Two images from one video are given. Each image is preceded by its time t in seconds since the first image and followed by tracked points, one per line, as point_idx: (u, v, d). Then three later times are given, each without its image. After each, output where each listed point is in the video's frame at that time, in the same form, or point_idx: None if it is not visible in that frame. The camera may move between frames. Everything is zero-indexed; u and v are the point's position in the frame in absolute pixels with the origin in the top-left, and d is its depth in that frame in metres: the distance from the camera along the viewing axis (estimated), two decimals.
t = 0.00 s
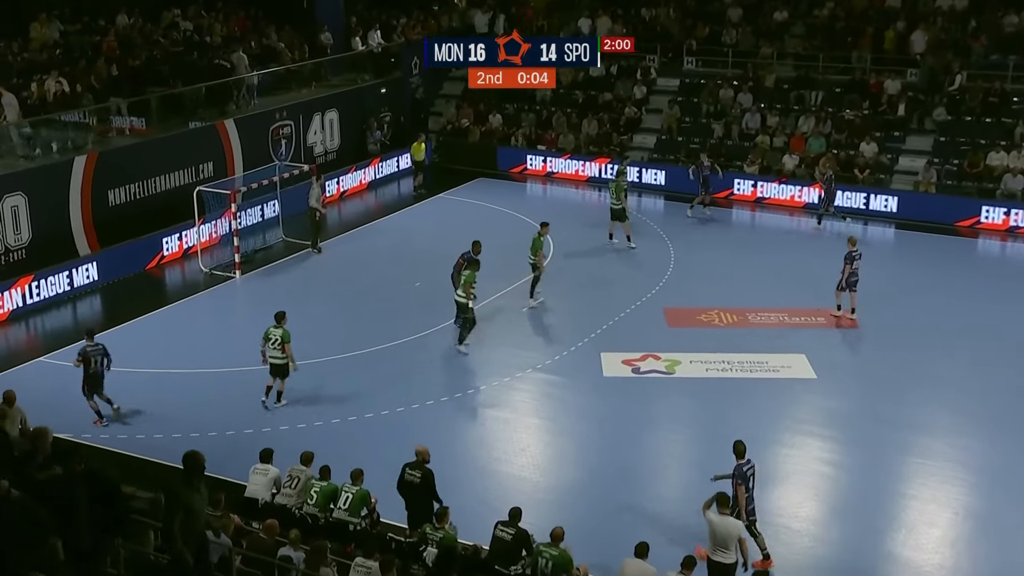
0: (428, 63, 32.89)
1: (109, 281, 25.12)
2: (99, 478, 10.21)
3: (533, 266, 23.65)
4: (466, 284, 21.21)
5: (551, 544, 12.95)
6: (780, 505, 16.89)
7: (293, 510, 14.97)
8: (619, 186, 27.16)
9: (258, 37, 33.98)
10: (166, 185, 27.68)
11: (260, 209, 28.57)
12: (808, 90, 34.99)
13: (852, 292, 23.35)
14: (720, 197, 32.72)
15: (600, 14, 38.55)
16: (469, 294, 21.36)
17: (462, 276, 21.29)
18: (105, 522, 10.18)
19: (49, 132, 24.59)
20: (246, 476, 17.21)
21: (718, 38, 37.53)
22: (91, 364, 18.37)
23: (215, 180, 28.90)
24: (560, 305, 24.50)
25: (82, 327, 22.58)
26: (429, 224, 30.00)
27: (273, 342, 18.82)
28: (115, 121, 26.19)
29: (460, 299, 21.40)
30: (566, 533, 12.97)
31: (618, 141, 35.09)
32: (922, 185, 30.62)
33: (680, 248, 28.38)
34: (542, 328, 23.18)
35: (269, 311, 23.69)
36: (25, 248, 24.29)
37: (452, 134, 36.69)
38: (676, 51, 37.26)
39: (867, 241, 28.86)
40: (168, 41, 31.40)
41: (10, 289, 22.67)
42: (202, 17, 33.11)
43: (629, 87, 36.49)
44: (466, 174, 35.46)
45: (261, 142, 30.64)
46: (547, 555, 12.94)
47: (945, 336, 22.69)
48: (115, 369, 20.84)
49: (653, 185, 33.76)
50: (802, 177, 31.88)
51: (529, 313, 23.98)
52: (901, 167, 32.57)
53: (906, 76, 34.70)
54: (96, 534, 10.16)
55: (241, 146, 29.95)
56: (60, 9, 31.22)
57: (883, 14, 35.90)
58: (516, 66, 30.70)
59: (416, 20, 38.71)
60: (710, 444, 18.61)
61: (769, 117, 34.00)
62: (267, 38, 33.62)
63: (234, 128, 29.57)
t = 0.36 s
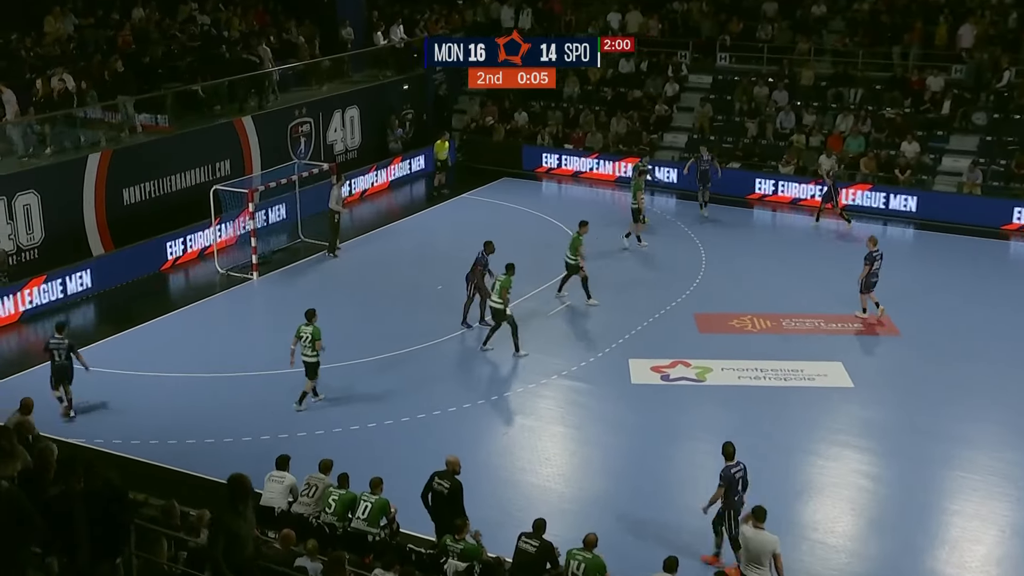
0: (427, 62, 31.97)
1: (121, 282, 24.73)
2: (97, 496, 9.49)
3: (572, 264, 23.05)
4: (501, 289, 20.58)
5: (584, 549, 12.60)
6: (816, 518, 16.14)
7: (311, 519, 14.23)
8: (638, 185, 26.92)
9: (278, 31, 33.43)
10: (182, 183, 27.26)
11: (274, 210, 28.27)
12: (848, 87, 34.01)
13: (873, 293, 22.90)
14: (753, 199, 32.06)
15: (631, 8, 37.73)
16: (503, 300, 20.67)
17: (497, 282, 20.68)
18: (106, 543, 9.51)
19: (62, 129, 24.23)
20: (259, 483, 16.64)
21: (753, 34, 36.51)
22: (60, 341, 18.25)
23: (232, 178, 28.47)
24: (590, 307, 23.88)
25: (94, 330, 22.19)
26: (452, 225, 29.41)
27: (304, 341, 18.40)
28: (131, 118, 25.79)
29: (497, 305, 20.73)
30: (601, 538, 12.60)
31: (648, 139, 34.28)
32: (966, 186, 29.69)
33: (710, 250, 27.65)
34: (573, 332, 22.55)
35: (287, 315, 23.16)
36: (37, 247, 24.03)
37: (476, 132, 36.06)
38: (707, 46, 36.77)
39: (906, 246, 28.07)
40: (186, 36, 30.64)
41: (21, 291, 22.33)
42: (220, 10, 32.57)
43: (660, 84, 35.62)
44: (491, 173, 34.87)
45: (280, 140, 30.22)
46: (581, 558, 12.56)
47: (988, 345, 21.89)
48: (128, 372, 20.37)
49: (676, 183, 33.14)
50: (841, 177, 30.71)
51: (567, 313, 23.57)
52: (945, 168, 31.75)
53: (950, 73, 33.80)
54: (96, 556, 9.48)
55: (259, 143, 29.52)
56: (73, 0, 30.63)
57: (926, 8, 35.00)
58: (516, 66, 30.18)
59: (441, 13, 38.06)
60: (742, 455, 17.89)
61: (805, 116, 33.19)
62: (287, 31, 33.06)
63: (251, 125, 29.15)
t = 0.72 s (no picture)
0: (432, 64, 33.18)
1: (139, 282, 24.51)
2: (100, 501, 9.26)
3: (606, 266, 22.92)
4: (537, 293, 20.25)
5: (613, 553, 12.29)
6: (850, 529, 15.63)
7: (331, 526, 13.72)
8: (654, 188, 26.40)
9: (301, 28, 33.14)
10: (202, 182, 27.02)
11: (293, 210, 27.99)
12: (883, 86, 33.47)
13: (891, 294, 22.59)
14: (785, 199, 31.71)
15: (660, 5, 37.18)
16: (537, 301, 20.38)
17: (534, 284, 20.31)
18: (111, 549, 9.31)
19: (77, 127, 24.04)
20: (277, 489, 16.28)
21: (785, 31, 35.87)
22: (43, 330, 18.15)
23: (252, 177, 28.21)
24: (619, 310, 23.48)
25: (112, 331, 21.98)
26: (476, 226, 29.05)
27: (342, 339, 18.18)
28: (148, 115, 25.56)
29: (530, 307, 20.43)
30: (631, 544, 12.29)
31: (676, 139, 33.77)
32: (1007, 189, 29.14)
33: (739, 253, 27.14)
34: (596, 337, 22.08)
35: (307, 317, 22.85)
36: (55, 247, 23.85)
37: (501, 131, 35.66)
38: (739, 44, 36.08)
39: (941, 250, 27.50)
40: (208, 33, 30.13)
41: (38, 292, 22.18)
42: (242, 7, 32.30)
43: (689, 83, 35.05)
44: (516, 173, 34.49)
45: (301, 139, 29.95)
46: (609, 561, 12.27)
47: None
48: (145, 374, 20.11)
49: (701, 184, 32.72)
50: (876, 180, 30.41)
51: (590, 316, 23.15)
52: (984, 170, 31.14)
53: (990, 71, 33.14)
54: (100, 558, 9.32)
55: (280, 142, 29.26)
56: None
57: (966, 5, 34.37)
58: (516, 66, 30.32)
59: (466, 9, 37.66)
60: (773, 463, 17.39)
61: (838, 115, 32.58)
62: (310, 28, 32.75)
63: (272, 124, 28.90)
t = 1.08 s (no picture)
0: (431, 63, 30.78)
1: (169, 281, 24.69)
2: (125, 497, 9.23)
3: (637, 266, 22.82)
4: (566, 293, 20.25)
5: (641, 555, 12.25)
6: (881, 534, 15.51)
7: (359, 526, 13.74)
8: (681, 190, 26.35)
9: (331, 28, 33.20)
10: (233, 182, 27.19)
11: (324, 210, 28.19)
12: (916, 88, 33.28)
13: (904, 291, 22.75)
14: (815, 202, 31.73)
15: (692, 6, 37.00)
16: (563, 302, 20.40)
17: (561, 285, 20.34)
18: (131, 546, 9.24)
19: (109, 127, 24.23)
20: (306, 488, 16.34)
21: (818, 32, 35.63)
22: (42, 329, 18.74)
23: (282, 177, 28.35)
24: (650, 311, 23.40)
25: (144, 330, 22.15)
26: (505, 227, 29.06)
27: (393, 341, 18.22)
28: (180, 115, 25.73)
29: (557, 307, 20.44)
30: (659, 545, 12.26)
31: (707, 141, 33.65)
32: None
33: (769, 256, 27.02)
34: (624, 339, 22.04)
35: (335, 317, 22.91)
36: (88, 245, 24.08)
37: (530, 132, 35.64)
38: (771, 45, 35.83)
39: (975, 253, 27.27)
40: (241, 34, 30.37)
41: (71, 290, 22.40)
42: (274, 7, 32.42)
43: (720, 84, 34.86)
44: (545, 174, 34.51)
45: (331, 139, 30.07)
46: (637, 565, 12.22)
47: None
48: (175, 373, 20.25)
49: (743, 186, 32.56)
50: (908, 182, 30.24)
51: (618, 317, 23.14)
52: (1018, 172, 30.83)
53: None
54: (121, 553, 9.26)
55: (310, 142, 29.40)
56: None
57: (1001, 6, 34.01)
58: (515, 66, 27.73)
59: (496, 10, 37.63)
60: (802, 467, 17.29)
61: (871, 117, 32.33)
62: (340, 28, 32.81)
63: (303, 124, 29.03)
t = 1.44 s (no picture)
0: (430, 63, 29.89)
1: (196, 281, 24.80)
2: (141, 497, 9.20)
3: (665, 267, 22.79)
4: (591, 291, 20.22)
5: (666, 558, 12.21)
6: (909, 539, 15.39)
7: (384, 525, 13.74)
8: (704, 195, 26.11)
9: (360, 28, 33.29)
10: (261, 181, 27.34)
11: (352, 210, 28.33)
12: (947, 89, 32.95)
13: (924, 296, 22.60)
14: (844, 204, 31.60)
15: (720, 6, 36.88)
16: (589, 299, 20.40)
17: (587, 282, 20.31)
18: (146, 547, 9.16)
19: (141, 127, 24.40)
20: (333, 487, 16.38)
21: (848, 34, 35.47)
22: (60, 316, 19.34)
23: (310, 177, 28.48)
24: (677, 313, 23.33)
25: (171, 329, 22.26)
26: (531, 228, 29.06)
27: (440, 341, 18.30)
28: (211, 115, 25.84)
29: (582, 304, 20.43)
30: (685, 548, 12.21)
31: (735, 143, 33.56)
32: None
33: (797, 258, 26.89)
34: (651, 341, 21.98)
35: (360, 318, 22.96)
36: (118, 244, 24.26)
37: (557, 133, 35.64)
38: (800, 46, 35.68)
39: (1005, 257, 27.03)
40: (271, 34, 30.78)
41: (101, 288, 22.56)
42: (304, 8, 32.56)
43: (748, 85, 34.71)
44: (572, 175, 34.51)
45: (358, 139, 30.17)
46: (662, 568, 12.19)
47: None
48: (202, 371, 20.36)
49: (772, 189, 32.50)
50: (938, 185, 30.05)
51: (645, 318, 23.10)
52: None
53: None
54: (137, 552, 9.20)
55: (338, 142, 29.51)
56: None
57: None
58: (516, 66, 27.66)
59: (523, 11, 37.65)
60: (829, 471, 17.18)
61: (901, 119, 32.09)
62: (369, 29, 32.90)
63: (331, 124, 29.15)
